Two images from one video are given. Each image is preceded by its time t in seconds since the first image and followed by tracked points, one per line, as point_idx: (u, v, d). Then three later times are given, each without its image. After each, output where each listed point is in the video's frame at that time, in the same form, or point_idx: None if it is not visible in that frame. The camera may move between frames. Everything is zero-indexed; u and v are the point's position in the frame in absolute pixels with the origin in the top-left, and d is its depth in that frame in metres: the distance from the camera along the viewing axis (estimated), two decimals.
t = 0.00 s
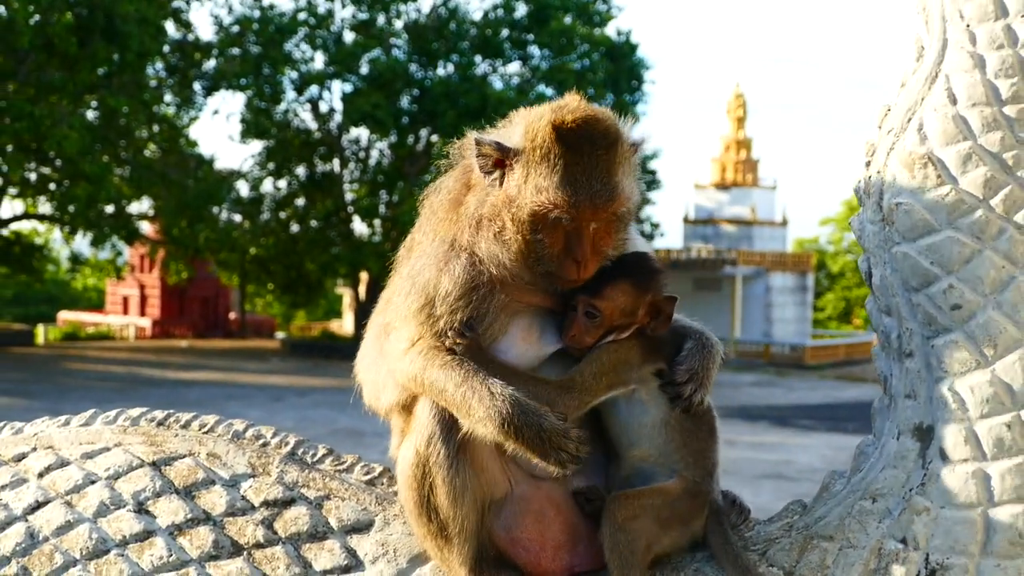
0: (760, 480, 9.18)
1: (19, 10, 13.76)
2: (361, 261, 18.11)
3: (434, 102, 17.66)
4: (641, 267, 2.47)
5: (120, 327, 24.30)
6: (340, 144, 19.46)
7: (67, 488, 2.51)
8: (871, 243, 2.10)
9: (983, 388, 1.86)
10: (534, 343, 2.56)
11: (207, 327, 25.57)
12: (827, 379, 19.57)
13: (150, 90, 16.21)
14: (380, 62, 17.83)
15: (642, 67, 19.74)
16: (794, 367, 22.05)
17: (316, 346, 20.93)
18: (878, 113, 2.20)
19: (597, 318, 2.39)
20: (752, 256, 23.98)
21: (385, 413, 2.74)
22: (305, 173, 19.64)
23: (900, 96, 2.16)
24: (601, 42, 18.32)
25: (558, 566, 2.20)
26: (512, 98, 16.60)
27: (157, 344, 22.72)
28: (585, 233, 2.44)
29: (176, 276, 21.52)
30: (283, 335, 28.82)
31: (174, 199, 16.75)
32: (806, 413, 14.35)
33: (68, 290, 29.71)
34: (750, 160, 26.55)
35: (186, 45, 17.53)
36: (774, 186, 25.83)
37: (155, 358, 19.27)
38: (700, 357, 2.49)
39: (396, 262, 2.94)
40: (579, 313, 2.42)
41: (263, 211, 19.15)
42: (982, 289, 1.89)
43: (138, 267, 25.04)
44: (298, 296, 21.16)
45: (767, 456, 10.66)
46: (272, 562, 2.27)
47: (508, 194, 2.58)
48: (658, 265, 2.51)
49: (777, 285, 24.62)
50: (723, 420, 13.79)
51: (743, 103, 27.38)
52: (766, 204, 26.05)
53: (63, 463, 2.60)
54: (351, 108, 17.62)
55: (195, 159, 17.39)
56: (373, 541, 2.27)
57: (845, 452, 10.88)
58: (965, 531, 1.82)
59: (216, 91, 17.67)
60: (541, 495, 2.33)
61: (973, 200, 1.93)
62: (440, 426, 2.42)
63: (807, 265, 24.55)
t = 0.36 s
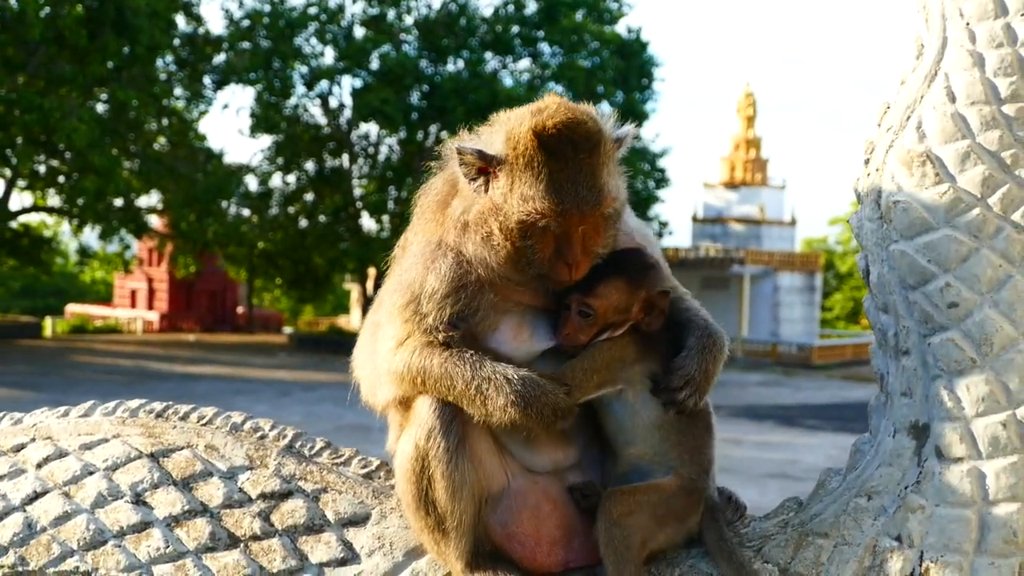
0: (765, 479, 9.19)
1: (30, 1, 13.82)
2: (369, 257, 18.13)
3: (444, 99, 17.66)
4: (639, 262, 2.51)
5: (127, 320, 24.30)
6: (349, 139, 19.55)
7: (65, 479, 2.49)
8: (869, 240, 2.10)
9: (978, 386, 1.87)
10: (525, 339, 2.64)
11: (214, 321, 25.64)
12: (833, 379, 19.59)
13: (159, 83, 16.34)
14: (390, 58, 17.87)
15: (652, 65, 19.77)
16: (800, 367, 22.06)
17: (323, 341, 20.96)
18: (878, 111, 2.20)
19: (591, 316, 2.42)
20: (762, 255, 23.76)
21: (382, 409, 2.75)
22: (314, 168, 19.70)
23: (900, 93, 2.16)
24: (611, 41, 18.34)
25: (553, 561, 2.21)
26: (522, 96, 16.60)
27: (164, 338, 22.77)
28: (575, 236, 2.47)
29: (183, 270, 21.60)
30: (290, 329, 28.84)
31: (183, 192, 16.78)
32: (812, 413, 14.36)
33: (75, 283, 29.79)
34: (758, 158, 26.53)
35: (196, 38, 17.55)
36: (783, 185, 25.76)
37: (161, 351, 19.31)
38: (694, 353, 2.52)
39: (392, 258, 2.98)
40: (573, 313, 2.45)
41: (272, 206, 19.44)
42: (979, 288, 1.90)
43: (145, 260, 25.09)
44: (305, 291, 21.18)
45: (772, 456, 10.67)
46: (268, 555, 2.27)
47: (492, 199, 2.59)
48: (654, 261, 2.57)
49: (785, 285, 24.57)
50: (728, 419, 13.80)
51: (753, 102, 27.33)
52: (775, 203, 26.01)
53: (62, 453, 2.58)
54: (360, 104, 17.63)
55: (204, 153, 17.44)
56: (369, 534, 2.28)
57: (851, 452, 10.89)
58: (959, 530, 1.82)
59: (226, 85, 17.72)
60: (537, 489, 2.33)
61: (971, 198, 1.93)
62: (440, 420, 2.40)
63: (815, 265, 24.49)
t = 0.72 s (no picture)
0: (770, 479, 9.19)
1: None
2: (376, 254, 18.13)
3: (451, 97, 17.63)
4: (627, 258, 2.57)
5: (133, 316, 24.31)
6: (356, 137, 19.51)
7: (62, 470, 2.50)
8: (865, 235, 2.10)
9: (971, 381, 1.87)
10: (508, 331, 2.66)
11: (220, 317, 25.75)
12: (839, 378, 19.59)
13: (166, 78, 16.36)
14: (398, 55, 17.88)
15: (660, 64, 19.77)
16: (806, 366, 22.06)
17: (329, 339, 20.99)
18: (875, 106, 2.20)
19: (576, 312, 2.48)
20: (768, 254, 23.72)
21: (376, 397, 2.78)
22: (321, 165, 19.72)
23: (896, 89, 2.17)
24: (619, 39, 18.34)
25: (547, 557, 2.21)
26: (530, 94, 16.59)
27: (170, 333, 22.81)
28: (559, 230, 2.49)
29: (190, 266, 21.63)
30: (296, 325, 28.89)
31: (189, 188, 16.81)
32: (817, 413, 14.34)
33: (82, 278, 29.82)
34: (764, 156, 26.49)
35: (204, 34, 17.52)
36: (789, 184, 25.72)
37: (166, 347, 19.34)
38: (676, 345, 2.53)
39: (388, 251, 3.04)
40: (561, 307, 2.49)
41: (278, 202, 19.42)
42: (974, 284, 1.89)
43: (152, 256, 25.15)
44: (311, 287, 21.23)
45: (777, 455, 10.67)
46: (264, 547, 2.27)
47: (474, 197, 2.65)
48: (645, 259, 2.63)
49: (791, 284, 24.55)
50: (732, 417, 13.80)
51: (760, 101, 27.30)
52: (781, 202, 25.98)
53: (59, 444, 2.58)
54: (368, 101, 17.60)
55: (210, 149, 17.49)
56: (364, 527, 2.28)
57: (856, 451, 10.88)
58: (953, 525, 1.83)
59: (233, 81, 17.71)
60: (530, 484, 2.34)
61: (966, 194, 1.93)
62: (432, 413, 2.41)
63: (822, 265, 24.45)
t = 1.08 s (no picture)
0: (773, 474, 9.22)
1: None
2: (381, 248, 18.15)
3: (457, 91, 17.60)
4: (631, 245, 2.58)
5: (137, 308, 24.37)
6: (361, 129, 19.54)
7: (66, 455, 2.50)
8: (869, 223, 2.09)
9: (974, 370, 1.87)
10: (511, 318, 2.67)
11: (225, 310, 25.81)
12: (843, 375, 19.61)
13: (172, 70, 16.38)
14: (404, 48, 17.86)
15: (666, 58, 19.74)
16: (809, 362, 22.05)
17: (333, 331, 21.09)
18: (880, 96, 2.19)
19: (584, 297, 2.49)
20: (772, 249, 23.55)
21: (378, 383, 2.79)
22: (326, 158, 19.74)
23: (901, 78, 2.16)
24: (626, 34, 18.30)
25: (549, 544, 2.25)
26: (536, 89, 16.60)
27: (175, 326, 22.84)
28: (558, 219, 2.53)
29: (195, 259, 21.69)
30: (301, 318, 28.94)
31: (195, 180, 16.87)
32: (821, 409, 14.34)
33: (87, 270, 29.85)
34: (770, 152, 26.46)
35: (209, 26, 17.51)
36: (795, 180, 25.67)
37: (172, 339, 19.38)
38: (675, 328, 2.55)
39: (390, 239, 3.04)
40: (568, 290, 2.50)
41: (284, 195, 19.47)
42: (976, 274, 1.90)
43: (157, 248, 25.22)
44: (316, 280, 21.45)
45: (782, 451, 10.68)
46: (267, 533, 2.27)
47: (474, 185, 2.67)
48: (648, 246, 2.63)
49: (796, 280, 24.50)
50: (737, 413, 13.80)
51: (766, 97, 27.23)
52: (786, 198, 25.95)
53: (63, 431, 2.59)
54: (374, 94, 17.58)
55: (216, 142, 17.54)
56: (368, 513, 2.27)
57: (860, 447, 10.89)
58: (955, 515, 1.83)
59: (239, 73, 17.70)
60: (533, 473, 2.35)
61: (970, 183, 1.93)
62: (435, 400, 2.40)
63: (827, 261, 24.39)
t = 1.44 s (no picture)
0: (774, 467, 9.23)
1: None
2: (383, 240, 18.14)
3: (460, 82, 17.57)
4: (633, 233, 2.57)
5: (139, 298, 24.38)
6: (364, 121, 19.52)
7: (64, 445, 2.50)
8: (870, 215, 2.08)
9: (973, 362, 1.87)
10: (510, 305, 2.68)
11: (226, 301, 25.84)
12: (844, 369, 19.60)
13: (175, 60, 16.37)
14: (407, 40, 17.81)
15: (670, 51, 19.70)
16: (810, 356, 22.04)
17: (335, 322, 21.12)
18: (881, 87, 2.18)
19: (585, 283, 2.49)
20: (775, 243, 23.56)
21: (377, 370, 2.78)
22: (329, 150, 19.75)
23: (902, 70, 2.14)
24: (630, 27, 18.30)
25: (548, 533, 2.26)
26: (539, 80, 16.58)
27: (176, 317, 22.84)
28: (555, 207, 2.52)
29: (196, 249, 21.70)
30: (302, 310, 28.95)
31: (196, 170, 16.88)
32: (822, 403, 14.34)
33: (89, 261, 29.82)
34: (772, 146, 26.44)
35: (212, 16, 17.47)
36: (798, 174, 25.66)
37: (173, 330, 19.38)
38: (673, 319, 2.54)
39: (391, 226, 3.04)
40: (568, 277, 2.51)
41: (286, 185, 19.48)
42: (976, 266, 1.89)
43: (159, 239, 25.24)
44: (318, 272, 21.50)
45: (783, 444, 10.68)
46: (265, 523, 2.27)
47: (475, 170, 2.67)
48: (649, 235, 2.62)
49: (797, 274, 24.50)
50: (738, 406, 13.81)
51: (769, 91, 27.20)
52: (789, 191, 25.92)
53: (60, 419, 2.59)
54: (377, 85, 17.55)
55: (218, 132, 17.54)
56: (366, 504, 2.27)
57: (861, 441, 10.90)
58: (954, 506, 1.83)
59: (241, 64, 17.69)
60: (531, 462, 2.35)
61: (971, 175, 1.92)
62: (435, 388, 2.38)
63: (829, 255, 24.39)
